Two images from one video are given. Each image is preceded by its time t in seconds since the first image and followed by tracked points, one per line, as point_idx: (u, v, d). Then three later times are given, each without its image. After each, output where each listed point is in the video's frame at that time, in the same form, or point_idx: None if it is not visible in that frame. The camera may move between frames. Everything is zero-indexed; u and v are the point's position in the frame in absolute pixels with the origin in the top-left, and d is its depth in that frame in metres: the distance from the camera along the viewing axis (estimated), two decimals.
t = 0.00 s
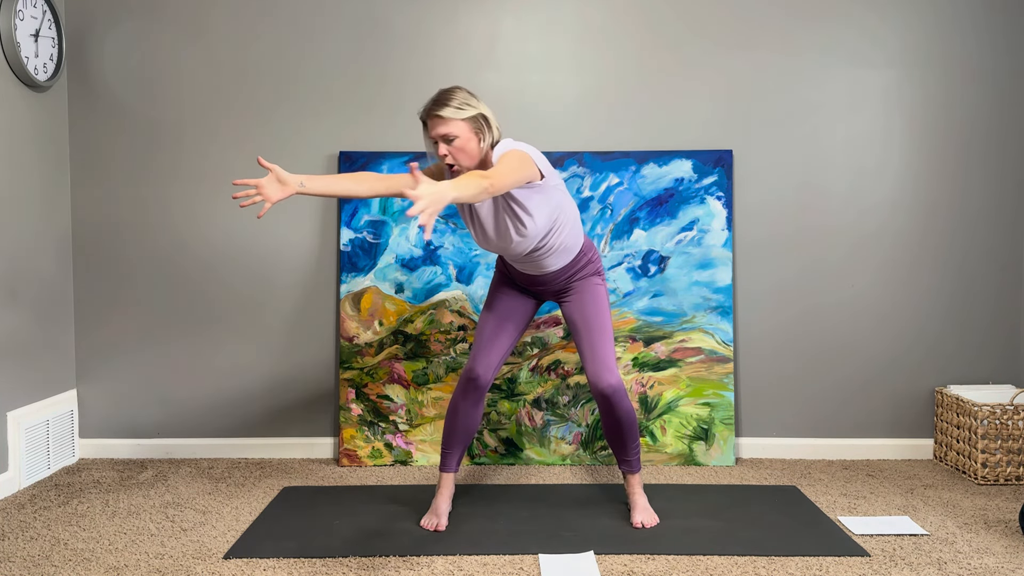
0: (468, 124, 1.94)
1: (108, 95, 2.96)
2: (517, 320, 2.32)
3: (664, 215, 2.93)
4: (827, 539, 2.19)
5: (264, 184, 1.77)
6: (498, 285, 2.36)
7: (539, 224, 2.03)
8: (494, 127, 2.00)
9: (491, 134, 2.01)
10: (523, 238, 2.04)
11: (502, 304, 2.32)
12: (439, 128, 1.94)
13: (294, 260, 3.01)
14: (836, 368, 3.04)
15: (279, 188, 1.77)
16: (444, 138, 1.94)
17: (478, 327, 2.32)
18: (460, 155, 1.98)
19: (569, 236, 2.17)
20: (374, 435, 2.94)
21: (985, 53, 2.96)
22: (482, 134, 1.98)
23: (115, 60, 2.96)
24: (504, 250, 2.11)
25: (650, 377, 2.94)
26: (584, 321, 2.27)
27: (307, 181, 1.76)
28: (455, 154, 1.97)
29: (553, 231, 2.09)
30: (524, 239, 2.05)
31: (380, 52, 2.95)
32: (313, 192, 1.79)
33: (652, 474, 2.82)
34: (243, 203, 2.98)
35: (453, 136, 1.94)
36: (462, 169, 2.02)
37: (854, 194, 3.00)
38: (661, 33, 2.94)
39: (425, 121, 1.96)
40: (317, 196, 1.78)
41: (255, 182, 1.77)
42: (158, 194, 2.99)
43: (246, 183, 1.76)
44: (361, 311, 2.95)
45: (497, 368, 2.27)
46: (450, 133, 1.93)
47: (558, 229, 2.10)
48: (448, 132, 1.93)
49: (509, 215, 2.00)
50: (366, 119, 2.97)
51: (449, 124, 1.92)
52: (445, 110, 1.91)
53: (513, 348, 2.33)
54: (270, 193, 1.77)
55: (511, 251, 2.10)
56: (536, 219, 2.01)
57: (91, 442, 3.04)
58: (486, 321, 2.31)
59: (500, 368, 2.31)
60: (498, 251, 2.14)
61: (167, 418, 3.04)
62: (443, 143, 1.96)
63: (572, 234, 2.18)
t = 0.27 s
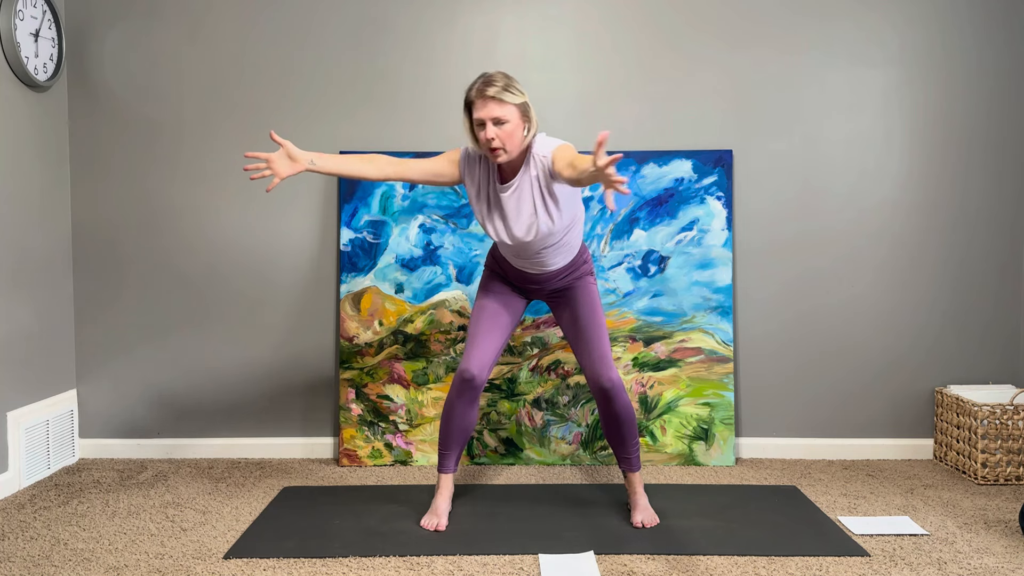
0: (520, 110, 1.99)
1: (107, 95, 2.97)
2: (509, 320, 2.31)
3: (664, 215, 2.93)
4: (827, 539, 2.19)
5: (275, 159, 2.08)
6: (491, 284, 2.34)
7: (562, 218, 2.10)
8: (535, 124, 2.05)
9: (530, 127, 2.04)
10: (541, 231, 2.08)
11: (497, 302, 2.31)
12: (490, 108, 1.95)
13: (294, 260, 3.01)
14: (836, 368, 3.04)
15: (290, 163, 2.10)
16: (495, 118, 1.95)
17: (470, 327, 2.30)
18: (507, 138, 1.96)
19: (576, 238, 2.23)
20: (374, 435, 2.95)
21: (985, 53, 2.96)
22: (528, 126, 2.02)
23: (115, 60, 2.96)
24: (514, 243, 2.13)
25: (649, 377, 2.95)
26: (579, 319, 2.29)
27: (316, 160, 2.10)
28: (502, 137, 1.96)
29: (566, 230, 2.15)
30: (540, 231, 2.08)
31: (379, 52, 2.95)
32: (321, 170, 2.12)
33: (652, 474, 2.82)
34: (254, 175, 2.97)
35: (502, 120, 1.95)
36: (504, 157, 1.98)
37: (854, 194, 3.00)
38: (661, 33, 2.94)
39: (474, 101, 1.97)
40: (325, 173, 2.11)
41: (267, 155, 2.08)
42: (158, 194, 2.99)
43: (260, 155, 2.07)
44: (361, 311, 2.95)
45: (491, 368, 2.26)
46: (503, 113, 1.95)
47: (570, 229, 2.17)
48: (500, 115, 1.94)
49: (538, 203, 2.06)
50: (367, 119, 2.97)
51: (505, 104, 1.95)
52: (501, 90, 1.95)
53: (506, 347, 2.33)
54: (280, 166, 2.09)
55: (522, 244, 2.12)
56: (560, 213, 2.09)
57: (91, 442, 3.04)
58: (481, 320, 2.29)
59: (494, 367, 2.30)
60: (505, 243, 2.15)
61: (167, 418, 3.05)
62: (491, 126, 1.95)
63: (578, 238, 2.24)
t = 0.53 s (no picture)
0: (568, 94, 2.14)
1: (107, 95, 2.97)
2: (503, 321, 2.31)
3: (664, 215, 2.93)
4: (827, 539, 2.19)
5: (294, 133, 2.10)
6: (486, 285, 2.32)
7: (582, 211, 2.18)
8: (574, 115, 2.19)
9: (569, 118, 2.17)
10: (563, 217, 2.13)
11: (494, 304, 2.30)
12: (544, 84, 2.07)
13: (294, 260, 3.01)
14: (836, 368, 3.04)
15: (308, 138, 2.11)
16: (547, 95, 2.07)
17: (464, 330, 2.29)
18: (554, 117, 2.08)
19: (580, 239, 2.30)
20: (374, 435, 2.95)
21: (985, 53, 2.96)
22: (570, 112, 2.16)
23: (115, 60, 2.96)
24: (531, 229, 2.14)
25: (650, 377, 2.95)
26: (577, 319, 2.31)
27: (334, 136, 2.11)
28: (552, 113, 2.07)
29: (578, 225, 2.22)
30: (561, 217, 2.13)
31: (379, 52, 2.95)
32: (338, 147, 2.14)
33: (652, 474, 2.82)
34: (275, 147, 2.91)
35: (552, 99, 2.08)
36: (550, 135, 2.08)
37: (854, 194, 3.00)
38: (660, 33, 2.94)
39: (525, 77, 2.09)
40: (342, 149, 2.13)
41: (286, 129, 2.10)
42: (158, 194, 2.99)
43: (279, 128, 2.09)
44: (361, 311, 2.95)
45: (487, 370, 2.26)
46: (557, 91, 2.09)
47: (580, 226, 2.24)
48: (550, 93, 2.07)
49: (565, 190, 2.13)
50: (366, 119, 2.97)
51: (558, 84, 2.09)
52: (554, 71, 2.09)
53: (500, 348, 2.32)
54: (298, 140, 2.10)
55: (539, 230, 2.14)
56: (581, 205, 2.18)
57: (92, 442, 3.04)
58: (478, 322, 2.28)
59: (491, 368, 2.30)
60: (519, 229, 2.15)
61: (167, 418, 3.04)
62: (541, 103, 2.06)
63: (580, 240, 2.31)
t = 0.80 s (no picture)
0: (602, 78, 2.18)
1: (107, 95, 2.97)
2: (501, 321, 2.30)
3: (664, 215, 2.93)
4: (827, 539, 2.19)
5: (315, 111, 2.08)
6: (486, 285, 2.31)
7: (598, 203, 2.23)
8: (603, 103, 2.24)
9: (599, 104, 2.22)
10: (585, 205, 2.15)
11: (494, 304, 2.29)
12: (587, 64, 2.11)
13: (294, 260, 3.01)
14: (836, 368, 3.04)
15: (329, 117, 2.08)
16: (587, 75, 2.11)
17: (461, 331, 2.29)
18: (591, 99, 2.12)
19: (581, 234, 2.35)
20: (374, 435, 2.95)
21: (985, 53, 2.96)
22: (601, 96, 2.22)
23: (115, 60, 2.96)
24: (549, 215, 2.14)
25: (650, 377, 2.95)
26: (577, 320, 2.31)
27: (355, 116, 2.08)
28: (589, 94, 2.11)
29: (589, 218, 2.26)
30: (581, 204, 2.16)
31: (380, 52, 2.95)
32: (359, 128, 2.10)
33: (652, 474, 2.82)
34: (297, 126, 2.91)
35: (591, 79, 2.12)
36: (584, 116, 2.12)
37: (854, 194, 3.00)
38: (660, 33, 2.94)
39: (568, 55, 2.11)
40: (363, 129, 2.09)
41: (308, 108, 2.07)
42: (158, 194, 2.99)
43: (301, 107, 2.07)
44: (361, 311, 2.95)
45: (485, 371, 2.26)
46: (596, 72, 2.13)
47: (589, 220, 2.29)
48: (591, 73, 2.11)
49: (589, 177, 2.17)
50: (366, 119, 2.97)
51: (597, 65, 2.13)
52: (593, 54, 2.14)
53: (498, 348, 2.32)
54: (320, 119, 2.08)
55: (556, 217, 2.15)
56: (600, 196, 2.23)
57: (91, 442, 3.04)
58: (478, 323, 2.27)
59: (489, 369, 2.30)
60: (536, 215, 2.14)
61: (167, 418, 3.04)
62: (581, 81, 2.10)
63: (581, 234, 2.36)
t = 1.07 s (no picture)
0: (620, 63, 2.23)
1: (107, 95, 2.97)
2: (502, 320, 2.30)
3: (664, 215, 2.93)
4: (827, 539, 2.19)
5: (330, 91, 2.10)
6: (487, 284, 2.30)
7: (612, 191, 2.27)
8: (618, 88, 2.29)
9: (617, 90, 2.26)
10: (605, 187, 2.17)
11: (495, 304, 2.29)
12: (609, 48, 2.15)
13: (294, 261, 3.02)
14: (836, 368, 3.04)
15: (344, 97, 2.11)
16: (611, 58, 2.15)
17: (462, 331, 2.29)
18: (614, 82, 2.16)
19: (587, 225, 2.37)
20: (374, 435, 2.95)
21: (986, 52, 2.96)
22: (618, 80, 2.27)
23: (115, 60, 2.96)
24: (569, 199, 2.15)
25: (650, 377, 2.95)
26: (578, 320, 2.32)
27: (370, 97, 2.10)
28: (613, 76, 2.16)
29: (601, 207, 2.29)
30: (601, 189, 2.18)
31: (380, 52, 2.95)
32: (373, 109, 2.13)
33: (652, 474, 2.82)
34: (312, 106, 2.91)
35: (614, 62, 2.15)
36: (608, 98, 2.16)
37: (854, 194, 3.00)
38: (660, 33, 2.94)
39: (592, 38, 2.15)
40: (377, 111, 2.12)
41: (324, 88, 2.11)
42: (158, 194, 2.99)
43: (317, 87, 2.10)
44: (361, 311, 2.95)
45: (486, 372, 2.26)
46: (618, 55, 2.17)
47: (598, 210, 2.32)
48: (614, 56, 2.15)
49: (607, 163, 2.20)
50: (366, 119, 2.97)
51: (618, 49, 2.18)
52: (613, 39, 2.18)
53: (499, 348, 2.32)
54: (334, 99, 2.10)
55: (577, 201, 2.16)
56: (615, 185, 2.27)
57: (91, 442, 3.04)
58: (479, 322, 2.26)
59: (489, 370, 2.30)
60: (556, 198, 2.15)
61: (167, 418, 3.05)
62: (605, 63, 2.14)
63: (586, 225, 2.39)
